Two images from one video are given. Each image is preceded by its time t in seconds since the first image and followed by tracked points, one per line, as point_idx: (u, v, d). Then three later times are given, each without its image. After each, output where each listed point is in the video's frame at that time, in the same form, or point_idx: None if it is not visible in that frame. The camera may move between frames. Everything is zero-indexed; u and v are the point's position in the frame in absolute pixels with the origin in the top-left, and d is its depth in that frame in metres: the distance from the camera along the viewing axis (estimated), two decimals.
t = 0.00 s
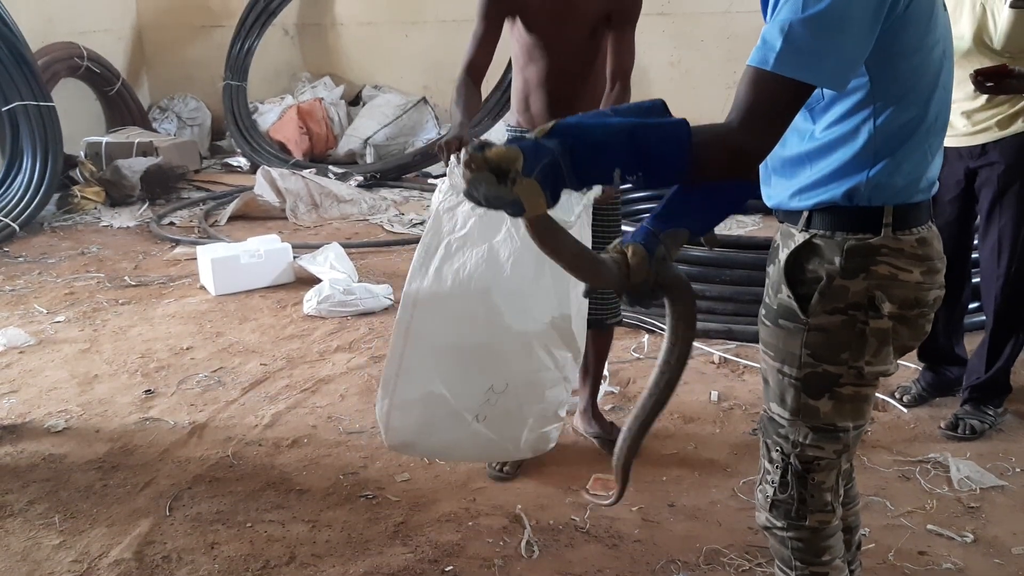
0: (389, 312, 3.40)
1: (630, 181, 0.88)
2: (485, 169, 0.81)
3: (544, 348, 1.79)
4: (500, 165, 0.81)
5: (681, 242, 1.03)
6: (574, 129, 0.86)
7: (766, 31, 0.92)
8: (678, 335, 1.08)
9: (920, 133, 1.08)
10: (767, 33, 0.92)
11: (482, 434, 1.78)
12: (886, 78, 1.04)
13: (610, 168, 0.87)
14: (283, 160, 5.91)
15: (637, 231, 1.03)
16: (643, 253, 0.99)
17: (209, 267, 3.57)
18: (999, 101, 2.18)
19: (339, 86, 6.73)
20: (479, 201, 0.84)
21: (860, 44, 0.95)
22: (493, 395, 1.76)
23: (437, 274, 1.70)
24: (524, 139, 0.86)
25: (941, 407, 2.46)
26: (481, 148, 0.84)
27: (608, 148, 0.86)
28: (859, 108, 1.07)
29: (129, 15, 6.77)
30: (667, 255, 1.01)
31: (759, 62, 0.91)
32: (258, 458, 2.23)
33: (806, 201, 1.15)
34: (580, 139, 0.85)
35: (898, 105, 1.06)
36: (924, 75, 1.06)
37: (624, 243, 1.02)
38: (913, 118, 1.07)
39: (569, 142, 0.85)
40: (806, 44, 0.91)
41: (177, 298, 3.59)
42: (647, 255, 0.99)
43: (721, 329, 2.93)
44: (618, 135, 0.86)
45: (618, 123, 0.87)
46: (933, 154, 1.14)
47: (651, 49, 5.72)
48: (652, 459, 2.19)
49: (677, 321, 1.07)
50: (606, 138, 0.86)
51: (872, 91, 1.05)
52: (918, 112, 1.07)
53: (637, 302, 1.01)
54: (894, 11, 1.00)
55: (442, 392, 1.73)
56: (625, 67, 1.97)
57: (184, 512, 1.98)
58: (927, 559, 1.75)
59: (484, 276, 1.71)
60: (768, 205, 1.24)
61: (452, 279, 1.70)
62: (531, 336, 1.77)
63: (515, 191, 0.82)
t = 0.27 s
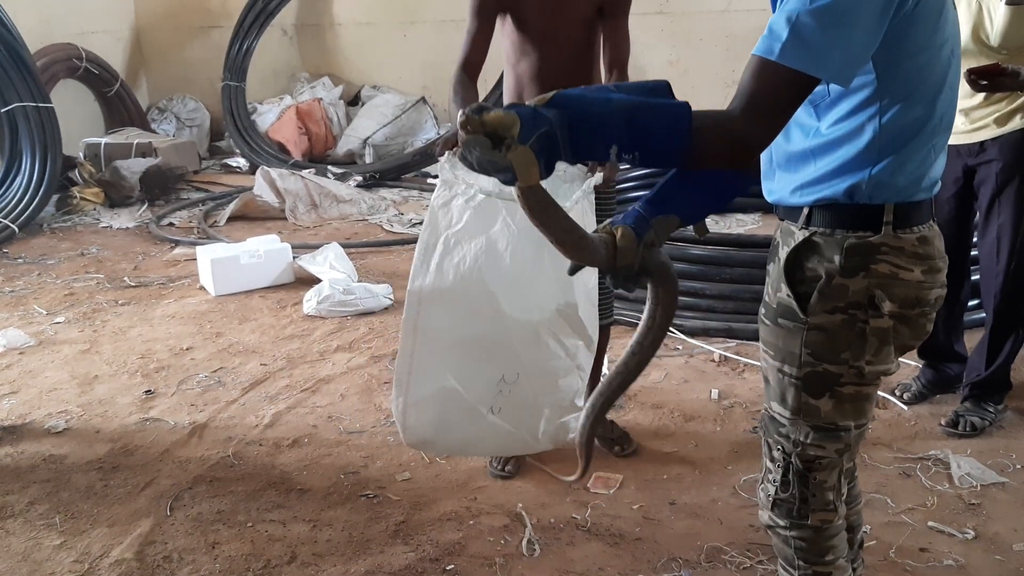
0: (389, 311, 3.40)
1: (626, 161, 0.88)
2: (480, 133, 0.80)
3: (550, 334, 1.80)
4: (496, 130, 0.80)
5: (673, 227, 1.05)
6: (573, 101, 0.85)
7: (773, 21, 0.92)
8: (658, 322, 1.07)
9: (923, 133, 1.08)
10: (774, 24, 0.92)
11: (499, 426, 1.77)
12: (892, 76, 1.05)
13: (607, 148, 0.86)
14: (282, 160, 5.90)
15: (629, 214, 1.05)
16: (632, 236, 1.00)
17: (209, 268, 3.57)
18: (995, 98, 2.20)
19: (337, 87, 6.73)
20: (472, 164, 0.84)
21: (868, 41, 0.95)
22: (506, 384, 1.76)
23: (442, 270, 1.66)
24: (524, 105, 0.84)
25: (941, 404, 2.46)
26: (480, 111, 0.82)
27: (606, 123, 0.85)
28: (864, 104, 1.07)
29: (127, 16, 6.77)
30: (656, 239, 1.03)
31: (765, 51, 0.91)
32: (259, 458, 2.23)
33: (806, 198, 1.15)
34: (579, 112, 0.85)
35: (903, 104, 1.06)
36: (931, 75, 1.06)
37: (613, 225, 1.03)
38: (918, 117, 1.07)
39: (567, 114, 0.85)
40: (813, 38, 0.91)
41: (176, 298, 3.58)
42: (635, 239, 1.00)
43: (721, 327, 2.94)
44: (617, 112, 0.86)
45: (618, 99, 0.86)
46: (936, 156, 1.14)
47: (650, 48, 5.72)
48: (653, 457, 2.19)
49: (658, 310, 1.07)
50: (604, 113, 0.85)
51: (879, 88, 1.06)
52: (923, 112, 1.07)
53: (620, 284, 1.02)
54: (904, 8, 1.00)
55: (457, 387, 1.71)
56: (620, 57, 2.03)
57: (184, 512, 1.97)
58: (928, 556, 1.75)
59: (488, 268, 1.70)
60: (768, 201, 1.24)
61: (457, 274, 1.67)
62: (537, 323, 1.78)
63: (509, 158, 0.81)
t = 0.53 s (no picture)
0: (389, 310, 3.40)
1: (625, 143, 0.88)
2: (481, 107, 0.79)
3: (543, 336, 1.79)
4: (497, 105, 0.79)
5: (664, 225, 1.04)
6: (575, 80, 0.85)
7: (776, 9, 0.92)
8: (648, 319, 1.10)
9: (926, 128, 1.08)
10: (777, 11, 0.92)
11: (492, 427, 1.78)
12: (895, 69, 1.05)
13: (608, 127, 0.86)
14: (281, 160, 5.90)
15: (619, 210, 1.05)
16: (622, 233, 1.01)
17: (208, 267, 3.56)
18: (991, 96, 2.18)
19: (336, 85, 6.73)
20: (471, 137, 0.83)
21: (870, 32, 0.95)
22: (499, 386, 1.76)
23: (431, 273, 1.68)
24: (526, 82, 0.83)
25: (940, 400, 2.46)
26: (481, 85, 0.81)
27: (607, 104, 0.85)
28: (867, 97, 1.07)
29: (125, 16, 6.76)
30: (648, 237, 1.04)
31: (767, 39, 0.91)
32: (259, 457, 2.22)
33: (807, 193, 1.15)
34: (581, 90, 0.84)
35: (905, 98, 1.06)
36: (934, 69, 1.06)
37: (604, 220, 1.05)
38: (920, 111, 1.07)
39: (569, 93, 0.84)
40: (816, 27, 0.91)
41: (175, 298, 3.58)
42: (626, 236, 1.01)
43: (721, 324, 2.94)
44: (619, 94, 0.85)
45: (620, 80, 0.86)
46: (939, 152, 1.13)
47: (648, 46, 5.71)
48: (652, 454, 2.20)
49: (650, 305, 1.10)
50: (606, 94, 0.85)
51: (882, 82, 1.05)
52: (926, 106, 1.07)
53: (608, 282, 1.03)
54: None
55: (449, 388, 1.73)
56: (603, 50, 2.02)
57: (184, 511, 1.97)
58: (928, 551, 1.75)
59: (477, 271, 1.70)
60: (769, 197, 1.24)
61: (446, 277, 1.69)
62: (530, 325, 1.77)
63: (508, 133, 0.80)
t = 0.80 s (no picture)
0: (387, 309, 3.37)
1: (622, 132, 0.86)
2: (473, 92, 0.79)
3: (540, 340, 1.78)
4: (489, 91, 0.79)
5: (665, 227, 1.09)
6: (571, 66, 0.83)
7: None
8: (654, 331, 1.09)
9: (929, 123, 1.06)
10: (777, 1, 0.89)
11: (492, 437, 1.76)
12: (897, 63, 1.02)
13: (604, 114, 0.83)
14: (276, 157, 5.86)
15: (618, 213, 1.09)
16: (621, 233, 1.03)
17: (204, 267, 3.53)
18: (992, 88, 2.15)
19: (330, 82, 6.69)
20: (463, 124, 0.83)
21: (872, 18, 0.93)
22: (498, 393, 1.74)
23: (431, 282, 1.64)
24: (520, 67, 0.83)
25: (946, 397, 2.45)
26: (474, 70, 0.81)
27: (603, 92, 0.83)
28: (868, 91, 1.04)
29: (117, 14, 6.71)
30: (645, 238, 1.06)
31: (769, 27, 0.89)
32: (257, 459, 2.20)
33: (808, 189, 1.12)
34: (576, 77, 0.83)
35: (908, 92, 1.04)
36: (937, 62, 1.04)
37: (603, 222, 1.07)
38: (923, 105, 1.05)
39: (563, 80, 0.82)
40: (819, 12, 0.88)
41: (171, 298, 3.55)
42: (623, 238, 1.03)
43: (723, 322, 2.94)
44: (616, 81, 0.83)
45: (617, 67, 0.84)
46: (941, 147, 1.12)
47: (645, 41, 5.69)
48: (654, 453, 2.18)
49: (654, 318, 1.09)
50: (602, 80, 0.83)
51: (884, 76, 1.03)
52: (929, 100, 1.05)
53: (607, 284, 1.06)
54: None
55: (449, 398, 1.69)
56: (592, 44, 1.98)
57: (182, 514, 1.95)
58: (935, 550, 1.73)
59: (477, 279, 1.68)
60: (766, 192, 1.21)
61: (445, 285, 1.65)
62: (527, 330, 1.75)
63: (501, 120, 0.80)
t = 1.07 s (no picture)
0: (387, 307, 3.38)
1: (620, 135, 0.88)
2: (471, 96, 0.85)
3: (520, 340, 1.78)
4: (488, 95, 0.84)
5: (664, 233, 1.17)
6: (570, 71, 0.87)
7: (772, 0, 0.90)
8: (658, 332, 1.28)
9: (922, 123, 1.07)
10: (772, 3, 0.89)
11: (474, 437, 1.77)
12: (894, 62, 1.03)
13: (603, 118, 0.87)
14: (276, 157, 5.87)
15: (618, 222, 1.16)
16: (619, 242, 1.11)
17: (205, 266, 3.54)
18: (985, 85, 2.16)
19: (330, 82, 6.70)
20: (462, 128, 0.88)
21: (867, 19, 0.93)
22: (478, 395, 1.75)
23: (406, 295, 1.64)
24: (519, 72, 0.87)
25: (944, 392, 2.46)
26: (474, 76, 0.87)
27: (600, 95, 0.86)
28: (864, 90, 1.05)
29: (117, 15, 6.72)
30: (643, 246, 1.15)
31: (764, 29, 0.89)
32: (259, 457, 2.21)
33: (802, 187, 1.12)
34: (573, 80, 0.86)
35: (903, 92, 1.04)
36: (932, 62, 1.05)
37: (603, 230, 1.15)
38: (918, 105, 1.06)
39: (561, 82, 0.86)
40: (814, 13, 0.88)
41: (172, 298, 3.56)
42: (623, 246, 1.12)
43: (723, 317, 2.95)
44: (613, 84, 0.87)
45: (615, 71, 0.88)
46: (933, 149, 1.12)
47: (644, 40, 5.70)
48: (654, 449, 2.19)
49: (655, 319, 1.27)
50: (600, 83, 0.87)
51: (879, 75, 1.03)
52: (922, 100, 1.06)
53: (614, 292, 1.18)
54: None
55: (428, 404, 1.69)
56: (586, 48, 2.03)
57: (185, 512, 1.96)
58: (934, 544, 1.74)
59: (453, 285, 1.66)
60: (759, 192, 1.21)
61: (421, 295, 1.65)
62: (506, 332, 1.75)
63: (499, 123, 0.84)
